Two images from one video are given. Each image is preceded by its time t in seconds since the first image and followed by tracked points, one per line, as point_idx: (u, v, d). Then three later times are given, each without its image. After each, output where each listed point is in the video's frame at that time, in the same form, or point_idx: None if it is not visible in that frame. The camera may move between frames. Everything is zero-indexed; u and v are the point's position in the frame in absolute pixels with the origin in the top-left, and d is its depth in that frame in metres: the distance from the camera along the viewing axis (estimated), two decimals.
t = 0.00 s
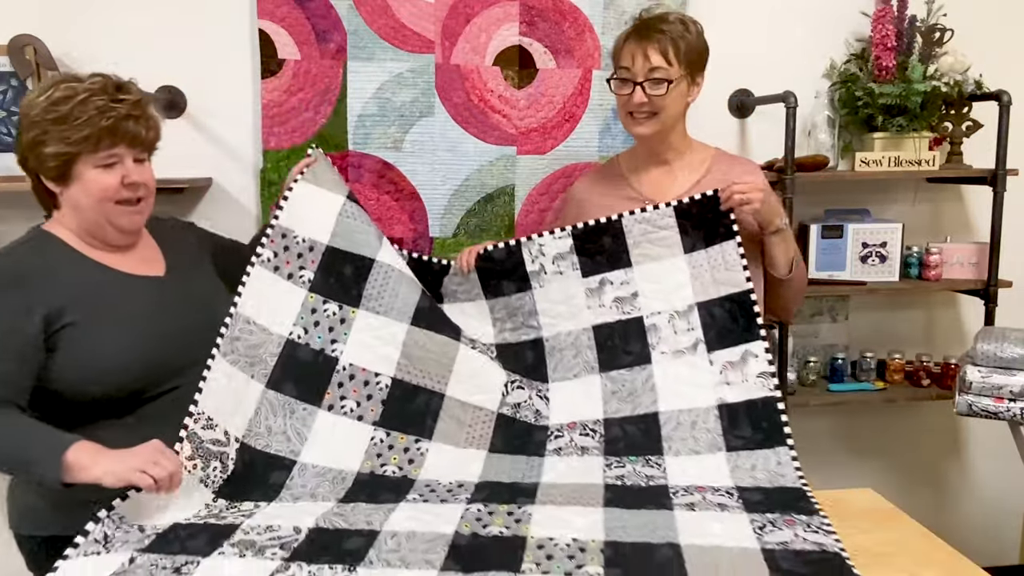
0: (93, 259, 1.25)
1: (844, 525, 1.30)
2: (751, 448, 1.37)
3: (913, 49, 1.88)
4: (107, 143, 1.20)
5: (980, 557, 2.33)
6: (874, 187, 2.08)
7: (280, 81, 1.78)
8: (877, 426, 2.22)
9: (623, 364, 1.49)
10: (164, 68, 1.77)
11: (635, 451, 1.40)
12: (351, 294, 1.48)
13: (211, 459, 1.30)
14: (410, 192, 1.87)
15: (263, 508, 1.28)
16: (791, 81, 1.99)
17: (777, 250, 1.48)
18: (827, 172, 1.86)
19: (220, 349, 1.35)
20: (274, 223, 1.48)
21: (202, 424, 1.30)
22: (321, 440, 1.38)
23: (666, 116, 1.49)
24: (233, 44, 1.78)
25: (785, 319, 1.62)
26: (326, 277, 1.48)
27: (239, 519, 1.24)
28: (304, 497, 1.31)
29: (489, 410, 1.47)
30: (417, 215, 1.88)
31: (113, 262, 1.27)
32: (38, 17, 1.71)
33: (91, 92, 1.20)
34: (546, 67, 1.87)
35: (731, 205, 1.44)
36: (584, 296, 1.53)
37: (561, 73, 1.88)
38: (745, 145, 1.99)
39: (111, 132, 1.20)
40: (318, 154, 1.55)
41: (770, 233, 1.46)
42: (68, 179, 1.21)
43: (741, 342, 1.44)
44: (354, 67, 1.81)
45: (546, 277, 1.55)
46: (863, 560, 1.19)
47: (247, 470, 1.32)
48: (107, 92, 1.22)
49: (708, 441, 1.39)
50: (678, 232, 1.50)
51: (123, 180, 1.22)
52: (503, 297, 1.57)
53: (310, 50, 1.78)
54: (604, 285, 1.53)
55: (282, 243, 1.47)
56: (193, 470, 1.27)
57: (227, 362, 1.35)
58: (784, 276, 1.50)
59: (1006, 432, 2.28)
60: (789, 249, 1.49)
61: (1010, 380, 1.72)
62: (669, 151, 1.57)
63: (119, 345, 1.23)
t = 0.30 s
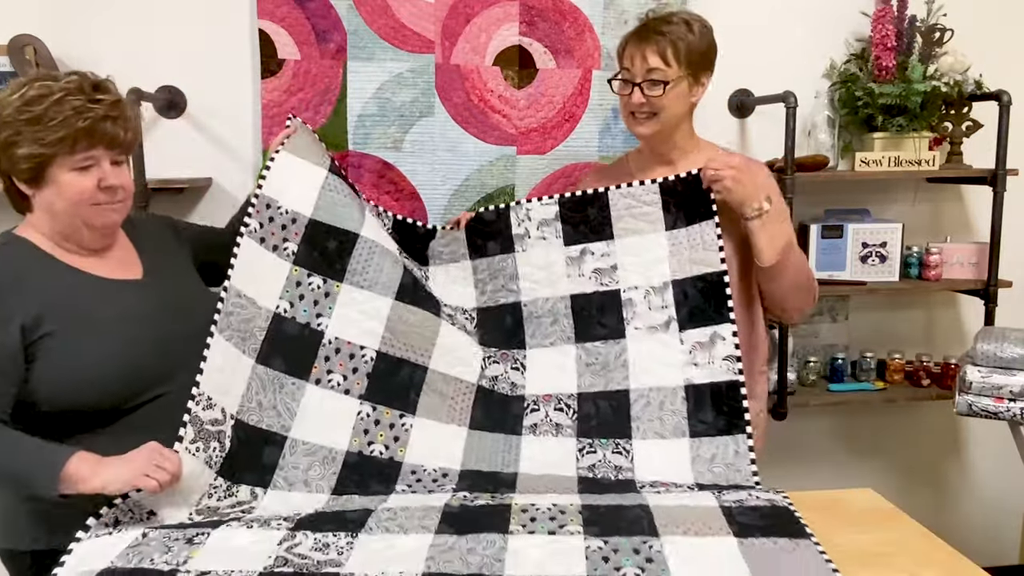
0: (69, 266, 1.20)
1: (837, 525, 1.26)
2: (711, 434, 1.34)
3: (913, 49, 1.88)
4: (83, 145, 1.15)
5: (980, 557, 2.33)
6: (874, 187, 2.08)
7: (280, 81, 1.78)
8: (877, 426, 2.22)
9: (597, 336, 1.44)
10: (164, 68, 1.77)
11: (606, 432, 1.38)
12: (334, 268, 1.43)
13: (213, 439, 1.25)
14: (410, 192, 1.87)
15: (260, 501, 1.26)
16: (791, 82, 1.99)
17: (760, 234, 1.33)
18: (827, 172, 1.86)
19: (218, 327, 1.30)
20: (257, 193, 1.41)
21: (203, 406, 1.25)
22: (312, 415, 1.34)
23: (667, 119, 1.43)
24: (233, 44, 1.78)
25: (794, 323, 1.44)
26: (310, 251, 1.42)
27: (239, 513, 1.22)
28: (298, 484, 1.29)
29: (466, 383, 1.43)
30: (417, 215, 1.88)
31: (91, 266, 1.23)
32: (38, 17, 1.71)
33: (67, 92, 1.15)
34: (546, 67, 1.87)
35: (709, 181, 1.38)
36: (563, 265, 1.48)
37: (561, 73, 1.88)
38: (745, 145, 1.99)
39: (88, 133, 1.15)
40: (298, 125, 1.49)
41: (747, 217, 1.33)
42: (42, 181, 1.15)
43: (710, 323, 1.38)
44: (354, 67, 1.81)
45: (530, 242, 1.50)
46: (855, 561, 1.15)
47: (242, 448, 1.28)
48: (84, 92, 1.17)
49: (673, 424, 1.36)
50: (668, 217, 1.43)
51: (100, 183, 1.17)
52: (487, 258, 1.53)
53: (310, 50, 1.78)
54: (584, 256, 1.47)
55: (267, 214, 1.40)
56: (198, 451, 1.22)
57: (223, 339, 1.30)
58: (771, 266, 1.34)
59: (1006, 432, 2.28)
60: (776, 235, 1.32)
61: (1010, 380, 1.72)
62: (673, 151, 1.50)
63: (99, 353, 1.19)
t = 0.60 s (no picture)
0: (60, 267, 1.20)
1: (840, 526, 1.25)
2: (700, 437, 1.30)
3: (913, 49, 1.88)
4: (61, 142, 1.14)
5: (980, 557, 2.34)
6: (874, 187, 2.08)
7: (280, 81, 1.78)
8: (877, 426, 2.23)
9: (598, 324, 1.38)
10: (163, 68, 1.76)
11: (598, 425, 1.33)
12: (329, 258, 1.42)
13: (206, 424, 1.26)
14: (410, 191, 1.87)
15: (259, 487, 1.26)
16: (791, 82, 1.99)
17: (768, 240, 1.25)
18: (828, 172, 1.86)
19: (207, 318, 1.30)
20: (252, 184, 1.40)
21: (197, 392, 1.26)
22: (308, 400, 1.34)
23: (677, 115, 1.39)
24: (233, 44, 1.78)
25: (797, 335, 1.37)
26: (304, 241, 1.41)
27: (241, 503, 1.23)
28: (296, 470, 1.30)
29: (460, 367, 1.41)
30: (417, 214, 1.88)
31: (82, 267, 1.23)
32: (38, 17, 1.71)
33: (47, 88, 1.15)
34: (546, 67, 1.87)
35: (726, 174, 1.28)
36: (574, 249, 1.42)
37: (560, 73, 1.88)
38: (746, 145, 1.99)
39: (66, 129, 1.14)
40: (291, 115, 1.47)
41: (761, 219, 1.25)
42: (24, 179, 1.15)
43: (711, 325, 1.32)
44: (354, 67, 1.81)
45: (544, 223, 1.45)
46: (855, 560, 1.15)
47: (238, 435, 1.28)
48: (66, 89, 1.17)
49: (664, 421, 1.31)
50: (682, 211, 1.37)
51: (81, 181, 1.16)
52: (502, 235, 1.49)
53: (310, 50, 1.78)
54: (595, 241, 1.42)
55: (260, 205, 1.39)
56: (190, 436, 1.23)
57: (214, 330, 1.30)
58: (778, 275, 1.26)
59: (1007, 432, 2.28)
60: (787, 245, 1.25)
61: (1010, 380, 1.72)
62: (689, 150, 1.45)
63: (96, 352, 1.19)
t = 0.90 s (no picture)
0: (58, 266, 1.20)
1: (841, 526, 1.25)
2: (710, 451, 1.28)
3: (913, 49, 1.88)
4: (49, 136, 1.15)
5: (980, 558, 2.33)
6: (874, 187, 2.08)
7: (280, 81, 1.78)
8: (878, 426, 2.22)
9: (617, 326, 1.37)
10: (163, 69, 1.77)
11: (608, 430, 1.32)
12: (336, 251, 1.42)
13: (200, 416, 1.27)
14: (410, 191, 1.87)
15: (262, 481, 1.27)
16: (791, 82, 1.99)
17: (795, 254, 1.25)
18: (828, 172, 1.86)
19: (211, 308, 1.31)
20: (259, 179, 1.40)
21: (192, 383, 1.27)
22: (313, 392, 1.34)
23: (687, 109, 1.39)
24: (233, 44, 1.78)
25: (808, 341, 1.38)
26: (311, 236, 1.41)
27: (242, 501, 1.24)
28: (299, 464, 1.29)
29: (470, 358, 1.40)
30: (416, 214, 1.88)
31: (80, 266, 1.23)
32: (37, 17, 1.71)
33: (35, 84, 1.16)
34: (546, 67, 1.87)
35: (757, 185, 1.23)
36: (599, 248, 1.41)
37: (560, 73, 1.88)
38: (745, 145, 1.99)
39: (52, 123, 1.15)
40: (298, 110, 1.46)
41: (789, 233, 1.24)
42: (16, 175, 1.16)
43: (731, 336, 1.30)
44: (354, 67, 1.81)
45: (571, 220, 1.44)
46: (856, 560, 1.15)
47: (240, 427, 1.29)
48: (56, 84, 1.18)
49: (675, 432, 1.30)
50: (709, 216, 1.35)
51: (69, 177, 1.15)
52: (526, 227, 1.47)
53: (310, 50, 1.78)
54: (621, 242, 1.40)
55: (267, 200, 1.39)
56: (184, 428, 1.25)
57: (217, 321, 1.31)
58: (800, 289, 1.27)
59: (1007, 433, 2.28)
60: (813, 260, 1.24)
61: (1010, 380, 1.72)
62: (704, 147, 1.44)
63: (96, 352, 1.19)
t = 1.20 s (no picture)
0: (56, 266, 1.19)
1: (842, 526, 1.25)
2: (711, 461, 1.29)
3: (913, 49, 1.88)
4: (68, 136, 1.15)
5: (980, 558, 2.33)
6: (874, 187, 2.08)
7: (280, 81, 1.78)
8: (877, 426, 2.22)
9: (618, 332, 1.36)
10: (163, 69, 1.77)
11: (609, 436, 1.32)
12: (339, 254, 1.42)
13: (201, 417, 1.27)
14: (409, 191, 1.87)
15: (263, 482, 1.27)
16: (791, 82, 1.99)
17: (804, 260, 1.27)
18: (828, 172, 1.86)
19: (212, 309, 1.31)
20: (262, 183, 1.40)
21: (193, 383, 1.27)
22: (315, 395, 1.34)
23: (694, 108, 1.39)
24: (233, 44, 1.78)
25: (812, 344, 1.41)
26: (314, 239, 1.41)
27: (244, 502, 1.24)
28: (299, 467, 1.29)
29: (472, 362, 1.40)
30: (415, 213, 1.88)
31: (80, 265, 1.22)
32: (37, 16, 1.71)
33: (49, 84, 1.15)
34: (546, 67, 1.87)
35: (768, 196, 1.25)
36: (601, 251, 1.40)
37: (560, 73, 1.88)
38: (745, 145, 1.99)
39: (74, 124, 1.15)
40: (303, 113, 1.46)
41: (800, 242, 1.26)
42: (29, 176, 1.15)
43: (734, 346, 1.31)
44: (354, 67, 1.81)
45: (574, 222, 1.43)
46: (856, 560, 1.15)
47: (241, 428, 1.29)
48: (67, 84, 1.18)
49: (675, 441, 1.30)
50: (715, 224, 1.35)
51: (89, 176, 1.16)
52: (529, 229, 1.47)
53: (310, 50, 1.78)
54: (623, 246, 1.39)
55: (270, 203, 1.39)
56: (184, 428, 1.25)
57: (218, 322, 1.31)
58: (809, 294, 1.30)
59: (1007, 433, 2.28)
60: (823, 266, 1.27)
61: (1010, 380, 1.72)
62: (710, 146, 1.44)
63: (97, 352, 1.19)
